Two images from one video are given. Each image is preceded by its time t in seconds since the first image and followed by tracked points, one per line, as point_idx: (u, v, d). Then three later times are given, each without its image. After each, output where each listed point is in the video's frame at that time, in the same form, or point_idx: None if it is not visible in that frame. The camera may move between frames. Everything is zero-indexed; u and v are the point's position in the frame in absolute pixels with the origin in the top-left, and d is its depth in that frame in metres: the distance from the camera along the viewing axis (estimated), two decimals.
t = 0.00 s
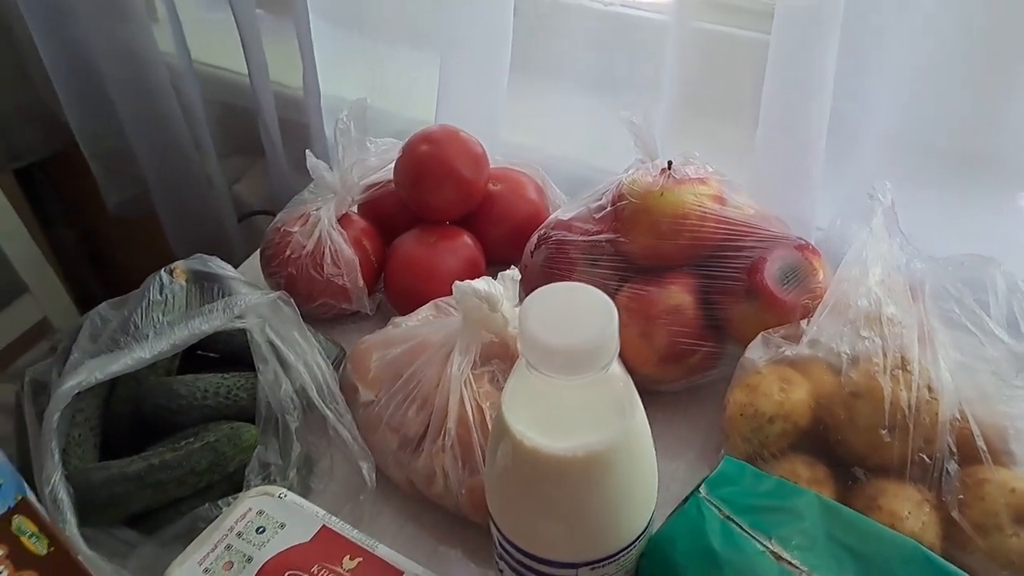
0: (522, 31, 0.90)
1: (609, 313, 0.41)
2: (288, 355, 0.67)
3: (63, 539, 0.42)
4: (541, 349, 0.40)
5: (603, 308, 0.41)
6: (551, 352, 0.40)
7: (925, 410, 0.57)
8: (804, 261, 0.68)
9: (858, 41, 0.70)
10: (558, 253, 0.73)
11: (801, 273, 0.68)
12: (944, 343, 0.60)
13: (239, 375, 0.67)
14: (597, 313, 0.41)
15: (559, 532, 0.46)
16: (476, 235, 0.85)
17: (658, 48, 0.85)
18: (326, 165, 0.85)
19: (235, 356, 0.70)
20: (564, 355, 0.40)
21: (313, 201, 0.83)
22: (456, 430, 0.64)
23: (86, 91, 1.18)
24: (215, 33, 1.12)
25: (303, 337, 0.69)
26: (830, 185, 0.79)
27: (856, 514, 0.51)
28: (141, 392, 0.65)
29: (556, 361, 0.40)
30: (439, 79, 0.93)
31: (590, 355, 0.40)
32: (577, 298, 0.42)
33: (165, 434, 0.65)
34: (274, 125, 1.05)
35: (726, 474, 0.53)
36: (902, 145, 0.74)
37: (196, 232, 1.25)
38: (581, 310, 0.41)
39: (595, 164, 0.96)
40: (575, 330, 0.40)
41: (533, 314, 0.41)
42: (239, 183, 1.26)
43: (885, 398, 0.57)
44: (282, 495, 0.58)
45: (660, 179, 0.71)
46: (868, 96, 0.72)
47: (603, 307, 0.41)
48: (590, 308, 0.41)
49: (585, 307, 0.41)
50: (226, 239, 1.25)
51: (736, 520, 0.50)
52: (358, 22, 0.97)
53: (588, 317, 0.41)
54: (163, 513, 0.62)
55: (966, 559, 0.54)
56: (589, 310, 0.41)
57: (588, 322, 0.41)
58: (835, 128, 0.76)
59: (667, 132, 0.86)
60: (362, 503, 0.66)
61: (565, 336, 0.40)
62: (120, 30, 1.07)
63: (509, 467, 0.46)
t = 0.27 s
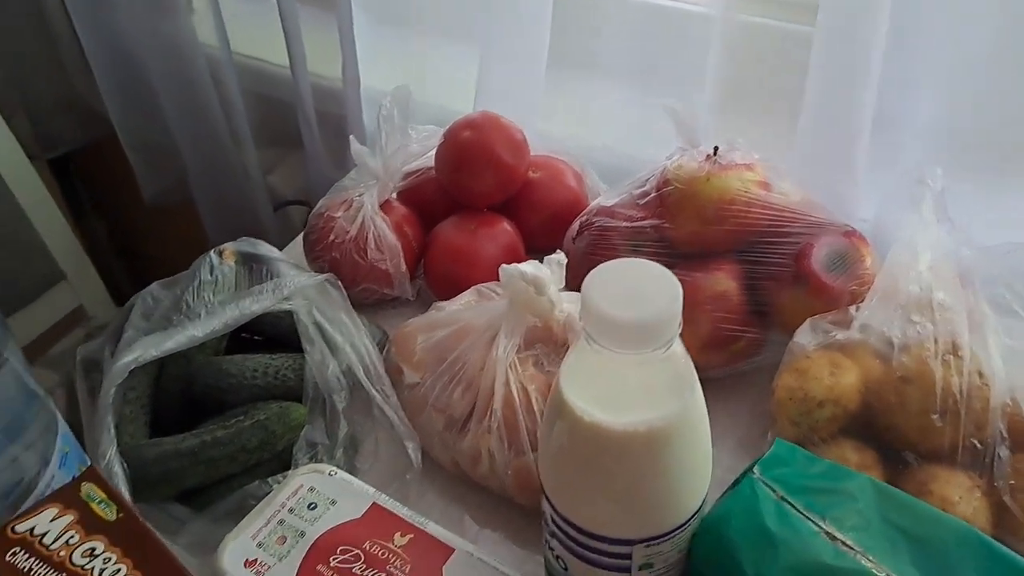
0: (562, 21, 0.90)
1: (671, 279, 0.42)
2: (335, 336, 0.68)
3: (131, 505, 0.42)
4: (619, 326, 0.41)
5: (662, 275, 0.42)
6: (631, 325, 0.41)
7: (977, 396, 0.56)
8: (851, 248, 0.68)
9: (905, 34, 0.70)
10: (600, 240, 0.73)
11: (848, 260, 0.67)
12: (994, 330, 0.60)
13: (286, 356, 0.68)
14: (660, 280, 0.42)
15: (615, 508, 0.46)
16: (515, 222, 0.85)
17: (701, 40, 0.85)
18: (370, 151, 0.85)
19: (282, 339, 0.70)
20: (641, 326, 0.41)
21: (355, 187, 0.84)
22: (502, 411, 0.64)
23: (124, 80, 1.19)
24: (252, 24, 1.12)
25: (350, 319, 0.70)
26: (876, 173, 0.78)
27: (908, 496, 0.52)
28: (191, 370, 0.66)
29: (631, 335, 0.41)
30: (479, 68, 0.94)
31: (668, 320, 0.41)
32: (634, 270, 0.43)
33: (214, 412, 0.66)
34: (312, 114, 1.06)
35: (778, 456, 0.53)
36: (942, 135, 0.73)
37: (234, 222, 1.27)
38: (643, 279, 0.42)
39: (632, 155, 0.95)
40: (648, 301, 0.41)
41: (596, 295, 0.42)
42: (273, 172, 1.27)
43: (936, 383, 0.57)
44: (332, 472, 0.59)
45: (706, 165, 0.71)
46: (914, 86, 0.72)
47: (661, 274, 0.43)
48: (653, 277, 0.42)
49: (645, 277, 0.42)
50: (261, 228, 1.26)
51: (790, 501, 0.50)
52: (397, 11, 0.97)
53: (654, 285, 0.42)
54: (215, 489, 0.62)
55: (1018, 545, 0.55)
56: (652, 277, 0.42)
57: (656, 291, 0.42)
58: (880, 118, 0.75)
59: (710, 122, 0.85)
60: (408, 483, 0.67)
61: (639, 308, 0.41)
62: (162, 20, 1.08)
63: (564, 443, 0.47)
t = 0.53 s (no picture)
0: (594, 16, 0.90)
1: (712, 263, 0.43)
2: (370, 324, 0.69)
3: (182, 480, 0.43)
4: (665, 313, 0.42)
5: (701, 258, 0.43)
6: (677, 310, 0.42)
7: (1010, 390, 0.57)
8: (885, 242, 0.68)
9: (936, 35, 0.70)
10: (632, 232, 0.74)
11: (881, 254, 0.67)
12: None
13: (322, 343, 0.69)
14: (699, 263, 0.43)
15: (652, 491, 0.47)
16: (546, 214, 0.86)
17: (734, 36, 0.85)
18: (404, 144, 0.87)
19: (318, 327, 0.71)
20: (687, 311, 0.42)
21: (388, 178, 0.85)
22: (535, 399, 0.65)
23: (158, 73, 1.21)
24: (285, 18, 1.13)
25: (384, 308, 0.71)
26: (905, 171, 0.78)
27: (942, 488, 0.52)
28: (230, 355, 0.67)
29: (677, 320, 0.42)
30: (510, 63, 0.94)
31: (712, 302, 0.42)
32: (673, 256, 0.44)
33: (251, 397, 0.67)
34: (344, 108, 1.07)
35: (813, 445, 0.53)
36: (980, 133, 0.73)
37: (264, 217, 1.28)
38: (682, 264, 0.43)
39: (661, 151, 0.95)
40: (691, 286, 0.42)
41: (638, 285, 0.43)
42: (302, 166, 1.28)
43: (970, 375, 0.57)
44: (369, 456, 0.60)
45: (739, 158, 0.72)
46: (946, 86, 0.72)
47: (701, 257, 0.44)
48: (693, 262, 0.43)
49: (683, 261, 0.43)
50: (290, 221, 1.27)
51: (824, 489, 0.50)
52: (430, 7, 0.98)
53: (693, 269, 0.43)
54: (251, 472, 0.64)
55: None
56: (691, 261, 0.43)
57: (697, 274, 0.43)
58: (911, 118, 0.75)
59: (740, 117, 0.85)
60: (440, 469, 0.68)
61: (683, 293, 0.42)
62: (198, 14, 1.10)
63: (602, 428, 0.48)
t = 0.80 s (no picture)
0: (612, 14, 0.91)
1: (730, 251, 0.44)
2: (390, 314, 0.70)
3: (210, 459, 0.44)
4: (685, 300, 0.43)
5: (717, 243, 0.44)
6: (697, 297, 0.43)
7: None
8: (900, 236, 0.68)
9: (953, 30, 0.70)
10: (649, 225, 0.75)
11: (896, 247, 0.68)
12: None
13: (342, 332, 0.70)
14: (715, 248, 0.44)
15: (667, 477, 0.48)
16: (562, 208, 0.87)
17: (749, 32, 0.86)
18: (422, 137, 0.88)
19: (338, 316, 0.72)
20: (704, 297, 0.43)
21: (407, 172, 0.86)
22: (551, 388, 0.66)
23: (180, 69, 1.23)
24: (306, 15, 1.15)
25: (404, 298, 0.72)
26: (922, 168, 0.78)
27: (955, 477, 0.52)
28: (252, 343, 0.68)
29: (694, 306, 0.43)
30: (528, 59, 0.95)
31: (731, 288, 0.43)
32: (689, 242, 0.45)
33: (274, 384, 0.68)
34: (362, 103, 1.08)
35: (826, 433, 0.54)
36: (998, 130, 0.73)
37: (281, 210, 1.30)
38: (698, 250, 0.44)
39: (677, 147, 0.96)
40: (709, 273, 0.43)
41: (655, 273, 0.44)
42: (320, 161, 1.30)
43: (983, 367, 0.57)
44: (388, 442, 0.61)
45: (756, 152, 0.72)
46: (962, 82, 0.72)
47: (716, 243, 0.45)
48: (712, 250, 0.44)
49: (699, 247, 0.44)
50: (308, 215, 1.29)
51: (838, 476, 0.51)
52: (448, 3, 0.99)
53: (710, 254, 0.44)
54: (272, 458, 0.65)
55: None
56: (707, 246, 0.44)
57: (714, 259, 0.44)
58: (927, 114, 0.75)
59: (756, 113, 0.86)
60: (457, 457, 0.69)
61: (700, 280, 0.43)
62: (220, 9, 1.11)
63: (619, 414, 0.49)
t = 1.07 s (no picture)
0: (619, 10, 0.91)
1: (735, 243, 0.44)
2: (398, 306, 0.71)
3: (220, 445, 0.45)
4: (689, 289, 0.43)
5: (719, 231, 0.45)
6: (701, 286, 0.43)
7: None
8: (906, 230, 0.69)
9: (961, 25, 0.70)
10: (655, 219, 0.75)
11: (901, 241, 0.68)
12: None
13: (351, 324, 0.71)
14: (717, 237, 0.45)
15: (671, 466, 0.48)
16: (570, 202, 0.87)
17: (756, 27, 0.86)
18: (431, 131, 0.88)
19: (346, 308, 0.73)
20: (704, 286, 0.43)
21: (416, 166, 0.87)
22: (558, 380, 0.66)
23: (192, 64, 1.24)
24: (316, 11, 1.16)
25: (412, 290, 0.73)
26: (929, 164, 0.79)
27: (959, 468, 0.53)
28: (262, 334, 0.70)
29: (695, 296, 0.44)
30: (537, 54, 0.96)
31: (734, 279, 0.43)
32: (695, 232, 0.45)
33: (283, 375, 0.69)
34: (372, 98, 1.09)
35: (830, 425, 0.54)
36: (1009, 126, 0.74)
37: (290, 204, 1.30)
38: (700, 239, 0.45)
39: (685, 142, 0.96)
40: (712, 264, 0.43)
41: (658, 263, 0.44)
42: (330, 156, 1.30)
43: (988, 360, 0.57)
44: (396, 432, 0.61)
45: (763, 146, 0.73)
46: (971, 79, 0.72)
47: (722, 234, 0.45)
48: (717, 241, 0.44)
49: (702, 237, 0.45)
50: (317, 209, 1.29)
51: (841, 467, 0.51)
52: None
53: (711, 243, 0.44)
54: (281, 448, 0.66)
55: None
56: (709, 235, 0.45)
57: (717, 248, 0.44)
58: (935, 111, 0.75)
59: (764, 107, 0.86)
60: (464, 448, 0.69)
61: (702, 270, 0.43)
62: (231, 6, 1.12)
63: (625, 403, 0.49)
